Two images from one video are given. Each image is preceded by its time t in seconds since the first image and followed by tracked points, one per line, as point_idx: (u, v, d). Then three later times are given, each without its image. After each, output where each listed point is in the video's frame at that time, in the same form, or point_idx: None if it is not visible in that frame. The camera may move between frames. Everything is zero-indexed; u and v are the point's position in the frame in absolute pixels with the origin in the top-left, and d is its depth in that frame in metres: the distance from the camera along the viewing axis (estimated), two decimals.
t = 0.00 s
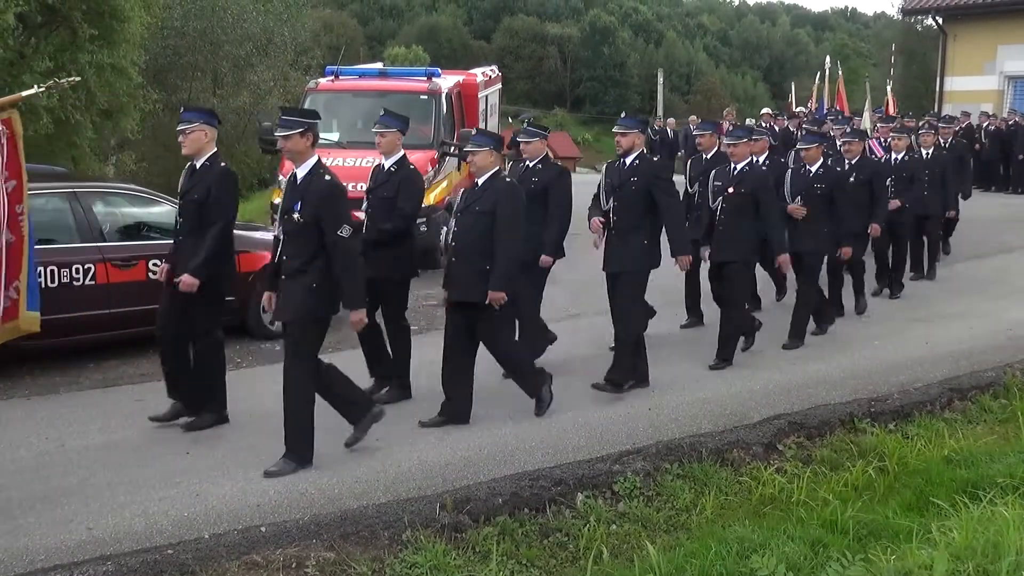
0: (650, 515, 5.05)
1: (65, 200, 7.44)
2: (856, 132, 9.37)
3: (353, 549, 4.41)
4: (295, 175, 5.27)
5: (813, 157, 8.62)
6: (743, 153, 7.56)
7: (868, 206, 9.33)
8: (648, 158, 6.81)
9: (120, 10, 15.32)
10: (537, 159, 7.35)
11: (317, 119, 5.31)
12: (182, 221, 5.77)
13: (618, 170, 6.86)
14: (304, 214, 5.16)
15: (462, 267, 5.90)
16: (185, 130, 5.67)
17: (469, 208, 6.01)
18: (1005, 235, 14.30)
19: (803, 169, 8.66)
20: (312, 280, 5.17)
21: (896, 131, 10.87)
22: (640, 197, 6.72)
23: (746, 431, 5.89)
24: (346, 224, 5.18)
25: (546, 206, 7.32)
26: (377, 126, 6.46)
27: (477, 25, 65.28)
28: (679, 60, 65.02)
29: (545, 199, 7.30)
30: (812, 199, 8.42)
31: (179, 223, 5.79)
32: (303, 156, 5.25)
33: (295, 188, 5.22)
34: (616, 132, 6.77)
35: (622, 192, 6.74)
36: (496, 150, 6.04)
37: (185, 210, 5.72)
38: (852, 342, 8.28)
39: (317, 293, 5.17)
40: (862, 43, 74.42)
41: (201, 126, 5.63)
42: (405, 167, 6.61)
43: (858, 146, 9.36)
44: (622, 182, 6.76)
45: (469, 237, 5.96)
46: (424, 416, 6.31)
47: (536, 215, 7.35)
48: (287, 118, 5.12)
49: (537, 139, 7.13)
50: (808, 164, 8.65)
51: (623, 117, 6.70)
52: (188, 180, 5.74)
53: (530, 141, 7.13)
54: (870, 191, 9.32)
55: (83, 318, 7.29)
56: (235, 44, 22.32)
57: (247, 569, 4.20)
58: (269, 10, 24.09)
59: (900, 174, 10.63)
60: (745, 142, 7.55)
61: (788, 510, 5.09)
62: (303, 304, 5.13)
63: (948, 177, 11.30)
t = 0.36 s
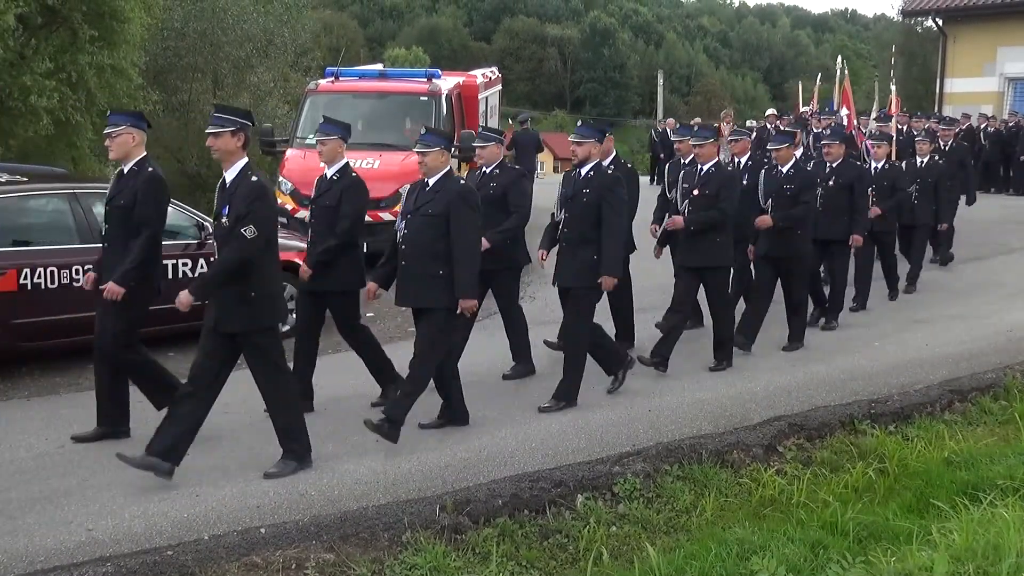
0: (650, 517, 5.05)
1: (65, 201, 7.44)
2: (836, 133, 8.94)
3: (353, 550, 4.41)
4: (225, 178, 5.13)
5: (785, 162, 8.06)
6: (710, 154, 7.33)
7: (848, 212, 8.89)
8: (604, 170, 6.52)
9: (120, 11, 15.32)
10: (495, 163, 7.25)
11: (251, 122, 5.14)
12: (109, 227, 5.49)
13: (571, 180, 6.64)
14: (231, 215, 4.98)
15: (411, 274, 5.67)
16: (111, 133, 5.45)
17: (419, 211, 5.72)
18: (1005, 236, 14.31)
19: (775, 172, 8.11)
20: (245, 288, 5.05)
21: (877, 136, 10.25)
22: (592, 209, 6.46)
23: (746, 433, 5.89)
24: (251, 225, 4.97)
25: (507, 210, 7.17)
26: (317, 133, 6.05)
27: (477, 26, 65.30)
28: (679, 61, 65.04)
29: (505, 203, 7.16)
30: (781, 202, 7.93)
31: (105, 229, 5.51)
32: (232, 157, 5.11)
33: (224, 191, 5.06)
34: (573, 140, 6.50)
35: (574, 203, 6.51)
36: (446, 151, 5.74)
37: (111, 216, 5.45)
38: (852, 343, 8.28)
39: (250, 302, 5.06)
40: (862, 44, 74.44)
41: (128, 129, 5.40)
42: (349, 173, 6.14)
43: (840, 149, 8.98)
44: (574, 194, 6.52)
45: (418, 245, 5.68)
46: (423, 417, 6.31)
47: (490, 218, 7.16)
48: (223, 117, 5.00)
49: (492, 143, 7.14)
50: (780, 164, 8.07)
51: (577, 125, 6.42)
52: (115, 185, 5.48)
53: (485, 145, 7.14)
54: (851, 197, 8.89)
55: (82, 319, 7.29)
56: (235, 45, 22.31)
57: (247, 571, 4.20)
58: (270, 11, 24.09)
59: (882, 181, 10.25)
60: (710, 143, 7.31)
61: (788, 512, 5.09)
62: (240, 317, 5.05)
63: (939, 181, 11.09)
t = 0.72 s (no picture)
0: (651, 518, 5.04)
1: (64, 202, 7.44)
2: (806, 137, 8.99)
3: (353, 552, 4.41)
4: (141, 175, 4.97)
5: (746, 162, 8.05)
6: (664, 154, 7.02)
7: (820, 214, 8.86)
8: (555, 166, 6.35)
9: (120, 13, 15.32)
10: (445, 162, 6.86)
11: (173, 119, 4.98)
12: (34, 235, 5.31)
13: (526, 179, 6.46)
14: (144, 214, 4.86)
15: (349, 277, 5.43)
16: (35, 137, 5.22)
17: (359, 214, 5.46)
18: (1006, 236, 14.30)
19: (736, 173, 8.10)
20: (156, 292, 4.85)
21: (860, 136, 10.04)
22: (546, 209, 6.27)
23: (746, 433, 5.89)
24: (186, 229, 4.87)
25: (460, 211, 6.80)
26: (256, 132, 5.82)
27: (477, 27, 65.31)
28: (679, 61, 65.06)
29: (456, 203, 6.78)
30: (743, 204, 7.94)
31: (32, 238, 5.33)
32: (150, 154, 4.93)
33: (141, 188, 4.93)
34: (525, 137, 6.38)
35: (528, 204, 6.32)
36: (391, 151, 5.47)
37: (36, 222, 5.28)
38: (852, 343, 8.28)
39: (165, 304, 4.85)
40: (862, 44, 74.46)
41: (48, 132, 5.17)
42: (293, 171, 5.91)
43: (809, 152, 9.01)
44: (527, 193, 6.33)
45: (357, 249, 5.42)
46: (424, 419, 6.31)
47: (436, 220, 6.78)
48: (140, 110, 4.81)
49: (442, 141, 6.85)
50: (740, 165, 8.05)
51: (528, 122, 6.29)
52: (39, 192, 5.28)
53: (435, 143, 6.86)
54: (823, 199, 8.89)
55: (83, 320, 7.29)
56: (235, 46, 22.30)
57: (248, 572, 4.20)
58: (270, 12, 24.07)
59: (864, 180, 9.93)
60: (664, 143, 6.99)
61: (788, 512, 5.09)
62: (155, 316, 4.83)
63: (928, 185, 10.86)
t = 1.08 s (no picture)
0: (652, 518, 5.04)
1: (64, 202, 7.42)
2: (780, 138, 8.49)
3: (353, 552, 4.41)
4: (58, 183, 4.74)
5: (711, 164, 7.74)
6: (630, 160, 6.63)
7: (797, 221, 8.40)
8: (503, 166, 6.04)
9: (120, 13, 15.33)
10: (400, 171, 6.35)
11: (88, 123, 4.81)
12: None
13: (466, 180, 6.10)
14: (67, 225, 4.62)
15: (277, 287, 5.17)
16: None
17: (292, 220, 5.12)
18: (1007, 236, 14.30)
19: (706, 179, 7.68)
20: (81, 301, 4.63)
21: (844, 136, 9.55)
22: (493, 212, 5.95)
23: (747, 433, 5.89)
24: (122, 230, 4.69)
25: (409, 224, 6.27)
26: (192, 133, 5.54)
27: (478, 27, 65.33)
28: (680, 62, 65.08)
29: (405, 214, 6.31)
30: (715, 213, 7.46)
31: None
32: (68, 160, 4.73)
33: (57, 197, 4.68)
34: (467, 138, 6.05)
35: (471, 206, 5.98)
36: (329, 155, 5.20)
37: None
38: (853, 343, 8.28)
39: (86, 313, 4.63)
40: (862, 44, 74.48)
41: None
42: (230, 179, 5.61)
43: (784, 153, 8.50)
44: (471, 196, 6.00)
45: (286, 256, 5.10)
46: (425, 419, 6.31)
47: (380, 233, 6.35)
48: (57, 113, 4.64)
49: (400, 148, 6.28)
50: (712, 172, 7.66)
51: (471, 122, 5.99)
52: None
53: (392, 151, 6.28)
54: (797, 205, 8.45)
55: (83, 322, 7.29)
56: (236, 46, 22.31)
57: (248, 572, 4.20)
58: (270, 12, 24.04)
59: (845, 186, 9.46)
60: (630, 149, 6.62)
61: (789, 513, 5.08)
62: (70, 323, 4.59)
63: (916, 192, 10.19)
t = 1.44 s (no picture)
0: (653, 518, 5.04)
1: (65, 201, 7.43)
2: (761, 136, 7.97)
3: (353, 552, 4.41)
4: None
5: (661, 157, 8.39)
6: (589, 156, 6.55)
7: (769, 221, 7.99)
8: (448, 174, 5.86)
9: (121, 12, 15.34)
10: (346, 164, 6.26)
11: None
12: None
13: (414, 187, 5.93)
14: None
15: (203, 289, 5.07)
16: None
17: (217, 218, 5.11)
18: (1009, 236, 14.29)
19: (677, 177, 7.39)
20: None
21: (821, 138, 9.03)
22: (438, 220, 5.76)
23: (748, 433, 5.89)
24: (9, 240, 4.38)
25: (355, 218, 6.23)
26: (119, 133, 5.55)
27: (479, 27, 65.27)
28: (681, 62, 65.07)
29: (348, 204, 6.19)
30: (679, 212, 7.30)
31: None
32: None
33: None
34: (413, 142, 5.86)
35: (415, 214, 5.81)
36: (253, 150, 5.15)
37: None
38: (855, 343, 8.27)
39: None
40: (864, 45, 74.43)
41: None
42: (155, 178, 5.60)
43: (764, 153, 7.99)
44: (416, 204, 5.81)
45: (214, 255, 5.07)
46: (425, 419, 6.31)
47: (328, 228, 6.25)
48: None
49: (343, 140, 6.17)
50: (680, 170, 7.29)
51: (417, 127, 5.81)
52: None
53: (335, 142, 6.17)
54: (771, 205, 8.02)
55: (84, 320, 7.29)
56: (238, 45, 22.30)
57: (248, 572, 4.20)
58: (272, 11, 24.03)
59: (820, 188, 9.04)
60: (590, 145, 6.54)
61: (790, 513, 5.08)
62: None
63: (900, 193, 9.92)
